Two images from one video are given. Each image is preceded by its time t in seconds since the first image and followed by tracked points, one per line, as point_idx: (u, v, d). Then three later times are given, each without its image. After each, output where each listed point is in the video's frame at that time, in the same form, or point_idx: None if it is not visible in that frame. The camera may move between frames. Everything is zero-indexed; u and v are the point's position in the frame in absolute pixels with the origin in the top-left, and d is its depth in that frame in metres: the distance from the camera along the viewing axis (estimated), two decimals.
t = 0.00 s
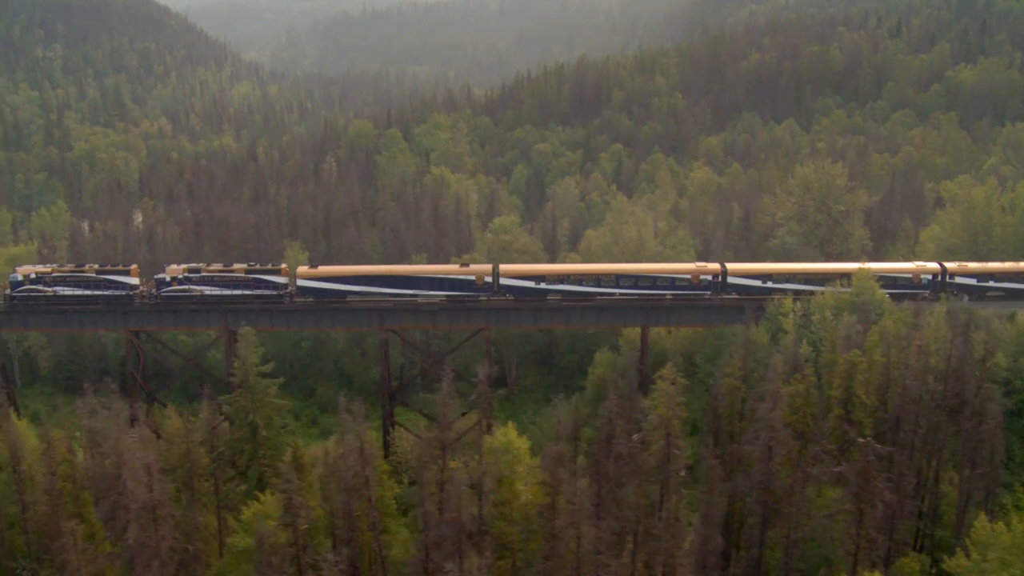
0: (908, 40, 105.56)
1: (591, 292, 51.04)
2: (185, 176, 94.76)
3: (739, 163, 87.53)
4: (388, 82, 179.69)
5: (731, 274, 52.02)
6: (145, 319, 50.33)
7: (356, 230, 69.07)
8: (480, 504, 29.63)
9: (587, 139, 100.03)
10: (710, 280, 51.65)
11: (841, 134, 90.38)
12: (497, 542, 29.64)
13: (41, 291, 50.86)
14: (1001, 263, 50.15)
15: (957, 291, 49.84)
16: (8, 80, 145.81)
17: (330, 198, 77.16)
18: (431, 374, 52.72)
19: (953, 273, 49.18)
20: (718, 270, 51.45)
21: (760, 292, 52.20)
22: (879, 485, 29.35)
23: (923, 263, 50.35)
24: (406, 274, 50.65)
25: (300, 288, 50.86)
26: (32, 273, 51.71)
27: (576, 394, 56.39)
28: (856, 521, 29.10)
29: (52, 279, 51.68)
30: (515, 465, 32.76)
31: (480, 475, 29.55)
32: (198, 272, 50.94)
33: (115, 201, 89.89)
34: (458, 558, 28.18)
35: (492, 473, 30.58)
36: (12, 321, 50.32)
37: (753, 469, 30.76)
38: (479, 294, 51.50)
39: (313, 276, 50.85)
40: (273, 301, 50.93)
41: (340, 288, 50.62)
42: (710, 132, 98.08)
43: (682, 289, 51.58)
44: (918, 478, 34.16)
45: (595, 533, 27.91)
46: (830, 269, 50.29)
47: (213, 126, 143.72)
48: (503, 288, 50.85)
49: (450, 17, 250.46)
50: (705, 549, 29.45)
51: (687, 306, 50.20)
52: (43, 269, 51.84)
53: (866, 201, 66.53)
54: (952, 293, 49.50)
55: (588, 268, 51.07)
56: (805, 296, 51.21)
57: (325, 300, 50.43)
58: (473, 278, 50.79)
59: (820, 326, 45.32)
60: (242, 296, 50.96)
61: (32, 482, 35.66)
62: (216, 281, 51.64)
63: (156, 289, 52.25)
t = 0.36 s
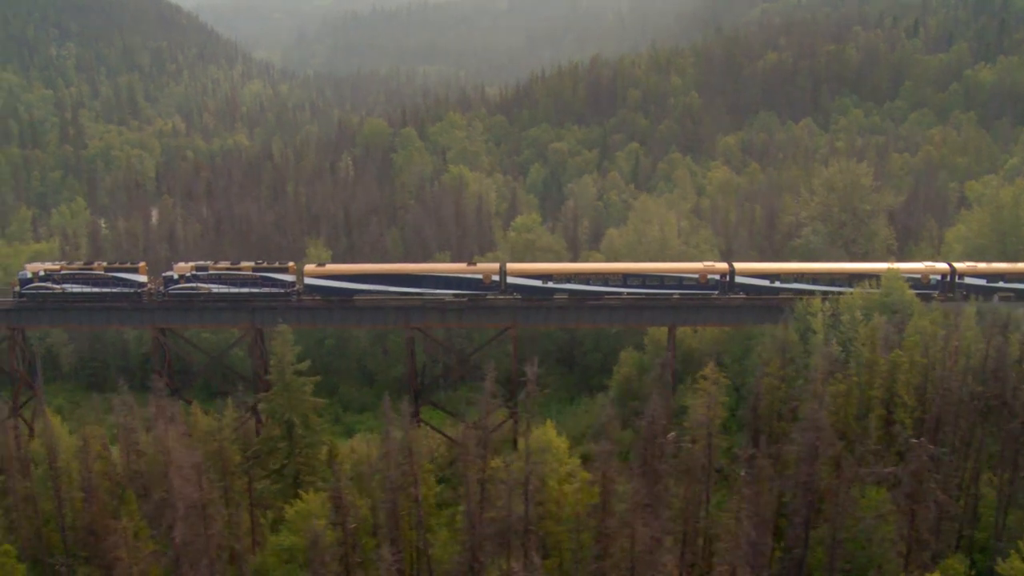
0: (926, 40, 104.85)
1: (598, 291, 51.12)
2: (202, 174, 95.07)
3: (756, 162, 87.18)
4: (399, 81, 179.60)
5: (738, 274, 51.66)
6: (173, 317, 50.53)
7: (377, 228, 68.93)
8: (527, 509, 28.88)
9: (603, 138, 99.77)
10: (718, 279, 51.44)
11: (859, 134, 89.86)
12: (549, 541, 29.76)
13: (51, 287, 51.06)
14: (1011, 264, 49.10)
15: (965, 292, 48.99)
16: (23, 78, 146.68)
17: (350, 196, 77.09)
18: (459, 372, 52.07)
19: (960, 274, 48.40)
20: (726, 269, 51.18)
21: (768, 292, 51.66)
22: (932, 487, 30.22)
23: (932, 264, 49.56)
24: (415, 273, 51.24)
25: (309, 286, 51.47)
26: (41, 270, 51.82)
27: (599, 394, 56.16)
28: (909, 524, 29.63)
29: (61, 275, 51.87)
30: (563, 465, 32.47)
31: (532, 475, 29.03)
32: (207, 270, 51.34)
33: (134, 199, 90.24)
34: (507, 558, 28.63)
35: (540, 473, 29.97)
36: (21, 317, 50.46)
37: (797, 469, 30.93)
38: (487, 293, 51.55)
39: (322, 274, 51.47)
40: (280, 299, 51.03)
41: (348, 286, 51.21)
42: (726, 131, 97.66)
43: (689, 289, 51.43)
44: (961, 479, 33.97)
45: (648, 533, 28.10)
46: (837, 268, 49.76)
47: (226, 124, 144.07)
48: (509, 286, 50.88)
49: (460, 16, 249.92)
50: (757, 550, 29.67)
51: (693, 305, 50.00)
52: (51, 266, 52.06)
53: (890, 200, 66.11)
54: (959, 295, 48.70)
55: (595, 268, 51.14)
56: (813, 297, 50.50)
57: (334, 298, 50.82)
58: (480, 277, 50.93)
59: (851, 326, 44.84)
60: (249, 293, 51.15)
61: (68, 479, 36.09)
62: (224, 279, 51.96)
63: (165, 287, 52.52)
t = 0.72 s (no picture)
0: (947, 38, 103.98)
1: (608, 290, 50.05)
2: (222, 171, 95.31)
3: (778, 161, 86.71)
4: (412, 78, 179.55)
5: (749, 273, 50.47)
6: (203, 313, 49.74)
7: (402, 225, 68.77)
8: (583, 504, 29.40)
9: (623, 137, 99.50)
10: (728, 278, 50.18)
11: (882, 133, 89.21)
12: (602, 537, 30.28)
13: (62, 285, 50.33)
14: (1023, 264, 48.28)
15: (975, 292, 48.16)
16: (40, 75, 147.29)
17: (374, 194, 77.00)
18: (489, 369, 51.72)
19: (973, 274, 47.46)
20: (736, 268, 49.86)
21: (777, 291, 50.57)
22: (995, 488, 30.08)
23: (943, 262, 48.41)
24: (423, 271, 50.17)
25: (317, 284, 50.26)
26: (52, 267, 51.15)
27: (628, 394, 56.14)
28: (970, 525, 29.60)
29: (72, 272, 51.22)
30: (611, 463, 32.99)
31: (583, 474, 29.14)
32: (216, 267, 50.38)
33: (155, 197, 90.43)
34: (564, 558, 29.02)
35: (595, 472, 30.18)
36: (29, 312, 49.92)
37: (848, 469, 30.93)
38: (496, 292, 50.54)
39: (329, 272, 50.40)
40: (289, 296, 50.00)
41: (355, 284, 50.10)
42: (747, 130, 97.27)
43: (699, 288, 50.16)
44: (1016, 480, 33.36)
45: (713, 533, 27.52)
46: (850, 269, 48.76)
47: (242, 121, 144.45)
48: (519, 285, 49.69)
49: (471, 14, 249.53)
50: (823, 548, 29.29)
51: (706, 306, 48.94)
52: (62, 263, 51.21)
53: (919, 200, 65.62)
54: (970, 294, 47.82)
55: (605, 266, 50.04)
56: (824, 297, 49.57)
57: (341, 296, 49.80)
58: (489, 275, 50.00)
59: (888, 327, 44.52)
60: (258, 291, 50.22)
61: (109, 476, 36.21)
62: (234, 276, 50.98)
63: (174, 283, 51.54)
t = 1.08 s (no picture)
0: (967, 36, 103.24)
1: (616, 288, 49.85)
2: (240, 168, 95.52)
3: (798, 159, 86.49)
4: (424, 76, 179.54)
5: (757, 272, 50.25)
6: (230, 310, 49.26)
7: (424, 223, 68.81)
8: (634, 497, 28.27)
9: (640, 135, 99.29)
10: (736, 277, 49.91)
11: (903, 131, 88.90)
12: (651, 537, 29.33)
13: (71, 281, 50.23)
14: None
15: (988, 292, 47.99)
16: (54, 72, 147.54)
17: (396, 192, 77.09)
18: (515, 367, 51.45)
19: (984, 274, 47.31)
20: (745, 267, 49.61)
21: (786, 291, 50.23)
22: None
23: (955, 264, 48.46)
24: (432, 269, 49.90)
25: (326, 281, 50.05)
26: (61, 263, 51.13)
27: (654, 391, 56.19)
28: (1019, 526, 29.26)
29: (81, 269, 51.19)
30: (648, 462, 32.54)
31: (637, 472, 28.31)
32: (225, 263, 50.24)
33: (174, 194, 90.51)
34: (614, 556, 27.85)
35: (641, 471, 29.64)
36: (40, 309, 49.28)
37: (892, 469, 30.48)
38: (505, 290, 50.32)
39: (339, 269, 50.25)
40: (298, 293, 49.76)
41: (364, 282, 49.91)
42: (765, 128, 96.81)
43: (708, 286, 49.90)
44: None
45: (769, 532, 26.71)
46: (859, 268, 48.26)
47: (256, 118, 144.84)
48: (527, 283, 49.59)
49: (481, 12, 249.27)
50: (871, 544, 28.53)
51: (715, 304, 48.61)
52: (71, 259, 51.35)
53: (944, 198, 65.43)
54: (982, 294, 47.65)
55: (614, 264, 49.81)
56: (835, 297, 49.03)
57: (351, 293, 49.78)
58: (497, 273, 49.82)
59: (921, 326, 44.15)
60: (266, 288, 49.99)
61: (148, 469, 37.26)
62: (242, 273, 50.77)
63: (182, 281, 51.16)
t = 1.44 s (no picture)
0: (986, 34, 102.75)
1: (624, 287, 49.07)
2: (256, 165, 95.32)
3: (818, 158, 86.02)
4: (435, 74, 179.47)
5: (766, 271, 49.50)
6: (258, 309, 48.94)
7: (448, 221, 68.62)
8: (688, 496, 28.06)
9: (658, 133, 98.97)
10: (745, 276, 49.24)
11: (923, 130, 88.31)
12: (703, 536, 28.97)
13: (79, 279, 49.43)
14: None
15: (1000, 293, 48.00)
16: (67, 70, 147.87)
17: (419, 190, 76.86)
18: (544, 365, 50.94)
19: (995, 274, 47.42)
20: (754, 266, 48.83)
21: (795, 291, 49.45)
22: None
23: (964, 264, 49.43)
24: (438, 267, 49.25)
25: (332, 280, 49.39)
26: (68, 261, 50.20)
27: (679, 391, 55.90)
28: None
29: (89, 266, 50.41)
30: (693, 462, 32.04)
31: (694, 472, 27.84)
32: (233, 261, 49.58)
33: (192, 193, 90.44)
34: (666, 557, 27.43)
35: (693, 472, 29.10)
36: (54, 307, 48.68)
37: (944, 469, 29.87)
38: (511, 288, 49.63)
39: (346, 268, 49.57)
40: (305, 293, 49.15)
41: (371, 280, 49.31)
42: (784, 126, 96.33)
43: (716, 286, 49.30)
44: None
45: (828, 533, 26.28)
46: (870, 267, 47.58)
47: (269, 117, 144.81)
48: (535, 281, 48.97)
49: (491, 11, 249.21)
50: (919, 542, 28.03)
51: (724, 303, 47.86)
52: (78, 257, 50.43)
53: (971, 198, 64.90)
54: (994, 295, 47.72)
55: (623, 263, 48.96)
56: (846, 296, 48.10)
57: (356, 291, 49.09)
58: (505, 272, 49.20)
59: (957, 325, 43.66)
60: (273, 287, 49.44)
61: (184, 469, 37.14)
62: (250, 271, 50.13)
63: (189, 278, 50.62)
